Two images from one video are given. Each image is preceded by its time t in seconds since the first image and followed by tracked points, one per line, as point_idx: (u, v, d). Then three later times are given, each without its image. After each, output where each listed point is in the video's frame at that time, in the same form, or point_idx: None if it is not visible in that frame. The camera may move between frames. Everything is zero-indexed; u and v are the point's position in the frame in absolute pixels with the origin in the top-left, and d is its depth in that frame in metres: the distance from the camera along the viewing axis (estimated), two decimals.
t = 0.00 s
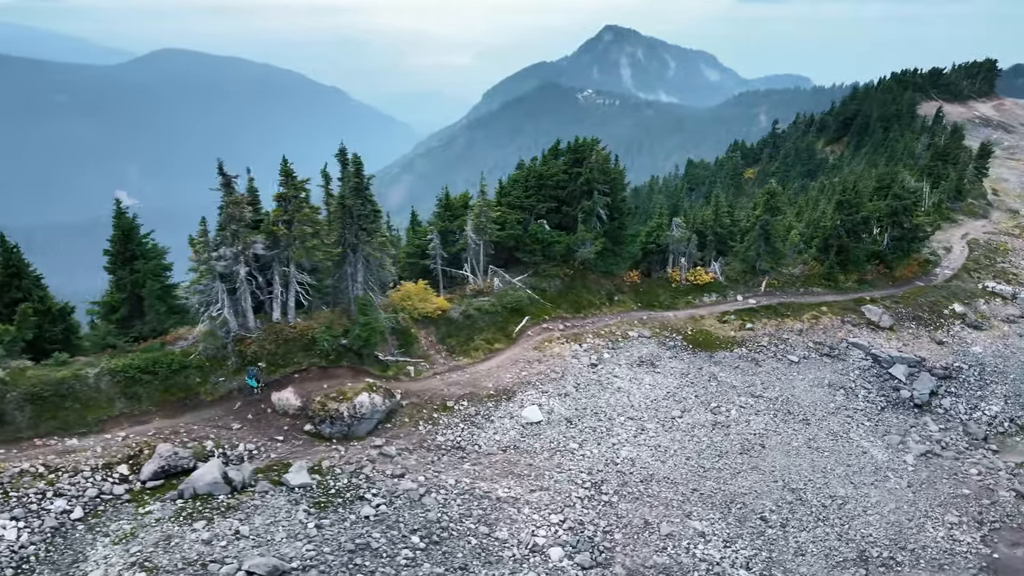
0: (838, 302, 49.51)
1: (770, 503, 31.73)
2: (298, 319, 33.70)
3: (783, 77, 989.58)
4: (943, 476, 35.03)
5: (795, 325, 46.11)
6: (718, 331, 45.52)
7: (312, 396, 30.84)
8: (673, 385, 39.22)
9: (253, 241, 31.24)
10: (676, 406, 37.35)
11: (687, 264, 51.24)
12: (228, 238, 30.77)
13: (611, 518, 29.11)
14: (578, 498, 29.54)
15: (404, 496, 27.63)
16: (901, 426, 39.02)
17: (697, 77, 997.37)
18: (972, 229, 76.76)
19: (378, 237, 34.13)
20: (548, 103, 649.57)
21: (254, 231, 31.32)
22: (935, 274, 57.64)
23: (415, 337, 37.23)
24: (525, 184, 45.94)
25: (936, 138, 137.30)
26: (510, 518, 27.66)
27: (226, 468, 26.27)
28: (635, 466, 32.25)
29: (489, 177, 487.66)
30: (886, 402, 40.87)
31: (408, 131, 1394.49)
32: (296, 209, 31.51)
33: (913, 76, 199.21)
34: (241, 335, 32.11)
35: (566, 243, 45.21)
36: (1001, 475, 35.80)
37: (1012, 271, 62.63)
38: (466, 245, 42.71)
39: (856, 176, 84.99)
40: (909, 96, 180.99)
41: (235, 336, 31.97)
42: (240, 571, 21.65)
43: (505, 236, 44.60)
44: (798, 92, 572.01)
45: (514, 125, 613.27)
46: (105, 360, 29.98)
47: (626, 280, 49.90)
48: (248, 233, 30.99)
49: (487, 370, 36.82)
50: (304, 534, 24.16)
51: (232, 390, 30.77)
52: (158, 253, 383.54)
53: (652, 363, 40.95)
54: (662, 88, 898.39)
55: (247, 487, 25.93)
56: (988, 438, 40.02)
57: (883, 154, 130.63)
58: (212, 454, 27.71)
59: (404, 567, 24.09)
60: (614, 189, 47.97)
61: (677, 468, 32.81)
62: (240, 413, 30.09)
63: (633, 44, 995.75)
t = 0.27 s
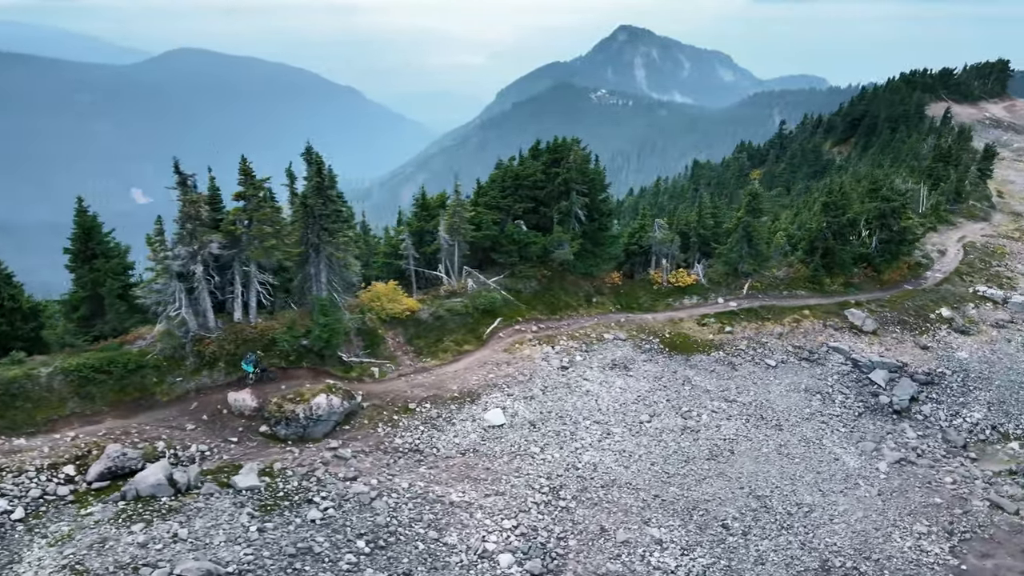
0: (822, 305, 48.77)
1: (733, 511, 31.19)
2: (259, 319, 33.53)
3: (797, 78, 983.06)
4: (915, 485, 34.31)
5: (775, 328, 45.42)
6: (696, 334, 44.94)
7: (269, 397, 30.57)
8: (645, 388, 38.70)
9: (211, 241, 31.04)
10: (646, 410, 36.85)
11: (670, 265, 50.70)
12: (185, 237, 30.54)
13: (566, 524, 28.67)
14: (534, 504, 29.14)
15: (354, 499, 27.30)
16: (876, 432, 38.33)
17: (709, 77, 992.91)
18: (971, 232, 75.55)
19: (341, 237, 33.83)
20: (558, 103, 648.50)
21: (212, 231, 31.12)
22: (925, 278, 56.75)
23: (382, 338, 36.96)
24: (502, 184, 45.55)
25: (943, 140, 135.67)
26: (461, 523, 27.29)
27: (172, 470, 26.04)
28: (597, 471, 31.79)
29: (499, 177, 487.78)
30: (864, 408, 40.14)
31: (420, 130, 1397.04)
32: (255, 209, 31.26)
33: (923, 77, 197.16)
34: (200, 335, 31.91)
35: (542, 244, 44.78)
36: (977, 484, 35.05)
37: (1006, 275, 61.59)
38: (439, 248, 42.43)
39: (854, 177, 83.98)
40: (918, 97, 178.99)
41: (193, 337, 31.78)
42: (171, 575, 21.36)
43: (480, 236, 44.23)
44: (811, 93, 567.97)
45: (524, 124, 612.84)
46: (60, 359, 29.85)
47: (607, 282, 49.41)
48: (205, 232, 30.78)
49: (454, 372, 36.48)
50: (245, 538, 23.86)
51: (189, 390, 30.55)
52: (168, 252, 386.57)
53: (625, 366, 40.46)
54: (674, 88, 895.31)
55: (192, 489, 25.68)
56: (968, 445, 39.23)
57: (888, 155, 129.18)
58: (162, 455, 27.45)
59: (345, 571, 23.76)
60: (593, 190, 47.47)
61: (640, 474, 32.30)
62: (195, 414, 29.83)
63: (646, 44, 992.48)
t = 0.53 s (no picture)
0: (804, 309, 48.04)
1: (693, 517, 30.68)
2: (218, 319, 33.42)
3: (810, 79, 976.43)
4: (884, 493, 33.63)
5: (753, 332, 44.75)
6: (672, 337, 44.40)
7: (224, 397, 30.31)
8: (615, 392, 38.23)
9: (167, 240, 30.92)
10: (613, 414, 36.39)
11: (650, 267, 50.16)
12: (141, 236, 30.38)
13: (518, 529, 28.25)
14: (488, 508, 28.74)
15: (302, 502, 26.98)
16: (850, 439, 37.66)
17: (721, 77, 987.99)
18: (968, 234, 74.36)
19: (303, 237, 33.57)
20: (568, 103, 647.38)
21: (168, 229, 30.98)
22: (914, 281, 55.83)
23: (347, 339, 36.72)
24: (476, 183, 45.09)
25: (948, 141, 134.00)
26: (409, 527, 26.94)
27: (117, 471, 25.84)
28: (556, 476, 31.37)
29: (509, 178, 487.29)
30: (839, 413, 39.47)
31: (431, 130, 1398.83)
32: (211, 208, 31.06)
33: (932, 77, 195.01)
34: (157, 335, 31.78)
35: (518, 245, 44.38)
36: (948, 493, 34.33)
37: (999, 280, 60.55)
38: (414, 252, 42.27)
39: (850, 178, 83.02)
40: (926, 97, 176.99)
41: (150, 336, 31.67)
42: None
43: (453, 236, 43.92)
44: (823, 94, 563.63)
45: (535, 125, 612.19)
46: (15, 358, 29.80)
47: (585, 283, 49.03)
48: (161, 231, 30.64)
49: (419, 374, 36.17)
50: (183, 542, 23.60)
51: (144, 390, 30.35)
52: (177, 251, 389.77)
53: (597, 369, 40.01)
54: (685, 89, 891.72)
55: (135, 490, 25.51)
56: (944, 452, 38.51)
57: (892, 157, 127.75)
58: (111, 455, 27.19)
59: None
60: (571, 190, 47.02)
61: (601, 479, 31.83)
62: (149, 414, 29.58)
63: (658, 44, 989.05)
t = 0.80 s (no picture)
0: (784, 311, 47.38)
1: (650, 523, 30.22)
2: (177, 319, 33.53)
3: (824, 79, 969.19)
4: (850, 500, 33.04)
5: (730, 335, 44.15)
6: (646, 339, 43.93)
7: (179, 397, 30.13)
8: (583, 395, 37.82)
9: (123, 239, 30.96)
10: (578, 416, 36.00)
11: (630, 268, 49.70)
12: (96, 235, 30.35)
13: (469, 533, 27.93)
14: (439, 512, 28.43)
15: (249, 504, 26.72)
16: (821, 444, 37.05)
17: (733, 77, 983.08)
18: (963, 237, 73.42)
19: (263, 236, 33.41)
20: (578, 103, 646.28)
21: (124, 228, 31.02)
22: (901, 285, 55.00)
23: (312, 339, 36.48)
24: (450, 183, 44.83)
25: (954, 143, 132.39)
26: (356, 530, 26.67)
27: (61, 470, 25.73)
28: (513, 479, 31.02)
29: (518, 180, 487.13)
30: (812, 418, 38.85)
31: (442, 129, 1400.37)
32: (167, 206, 31.05)
33: (941, 78, 192.94)
34: (113, 334, 31.81)
35: (491, 245, 44.04)
36: (917, 501, 33.69)
37: (991, 284, 59.60)
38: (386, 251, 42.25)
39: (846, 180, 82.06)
40: (932, 98, 175.32)
41: (107, 335, 31.67)
42: None
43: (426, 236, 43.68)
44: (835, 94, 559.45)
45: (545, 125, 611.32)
46: None
47: (563, 284, 48.65)
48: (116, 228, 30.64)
49: (383, 375, 35.91)
50: (119, 543, 23.41)
51: (99, 388, 30.21)
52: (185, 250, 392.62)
53: (566, 372, 39.62)
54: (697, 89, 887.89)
55: (78, 490, 25.43)
56: (918, 459, 37.85)
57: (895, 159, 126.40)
58: (59, 454, 27.01)
59: None
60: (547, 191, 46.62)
61: (559, 483, 31.47)
62: (103, 413, 29.39)
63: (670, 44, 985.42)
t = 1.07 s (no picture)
0: (762, 314, 46.78)
1: (605, 528, 29.83)
2: (136, 317, 33.55)
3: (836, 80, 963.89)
4: (813, 507, 32.48)
5: (704, 338, 43.60)
6: (619, 341, 43.52)
7: (132, 396, 29.99)
8: (549, 397, 37.50)
9: (78, 237, 31.13)
10: (541, 419, 35.64)
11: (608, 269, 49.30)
12: (50, 233, 30.41)
13: (416, 536, 27.64)
14: (388, 515, 28.17)
15: (194, 505, 26.53)
16: (789, 449, 36.49)
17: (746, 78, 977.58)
18: (958, 239, 72.37)
19: (222, 235, 33.25)
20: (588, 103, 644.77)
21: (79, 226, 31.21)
22: (886, 288, 54.19)
23: (275, 338, 36.32)
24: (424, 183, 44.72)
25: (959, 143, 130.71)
26: (300, 532, 26.45)
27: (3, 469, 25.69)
28: (467, 482, 30.73)
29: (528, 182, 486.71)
30: (782, 423, 38.27)
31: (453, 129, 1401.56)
32: (121, 204, 31.22)
33: (950, 79, 190.75)
34: (70, 332, 31.86)
35: (463, 246, 43.80)
36: (883, 508, 33.09)
37: (981, 287, 58.70)
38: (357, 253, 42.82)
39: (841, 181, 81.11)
40: (940, 99, 173.41)
41: (63, 334, 31.72)
42: None
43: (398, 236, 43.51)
44: (847, 95, 555.32)
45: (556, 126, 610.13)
46: None
47: (539, 285, 48.31)
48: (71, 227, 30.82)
49: (345, 376, 35.72)
50: (54, 544, 23.31)
51: (53, 387, 30.16)
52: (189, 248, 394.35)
53: (534, 373, 39.30)
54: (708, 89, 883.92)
55: (19, 489, 25.41)
56: (889, 465, 37.23)
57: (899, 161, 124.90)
58: (5, 453, 26.91)
59: None
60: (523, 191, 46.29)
61: (515, 487, 31.13)
62: (54, 412, 29.29)
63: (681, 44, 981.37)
